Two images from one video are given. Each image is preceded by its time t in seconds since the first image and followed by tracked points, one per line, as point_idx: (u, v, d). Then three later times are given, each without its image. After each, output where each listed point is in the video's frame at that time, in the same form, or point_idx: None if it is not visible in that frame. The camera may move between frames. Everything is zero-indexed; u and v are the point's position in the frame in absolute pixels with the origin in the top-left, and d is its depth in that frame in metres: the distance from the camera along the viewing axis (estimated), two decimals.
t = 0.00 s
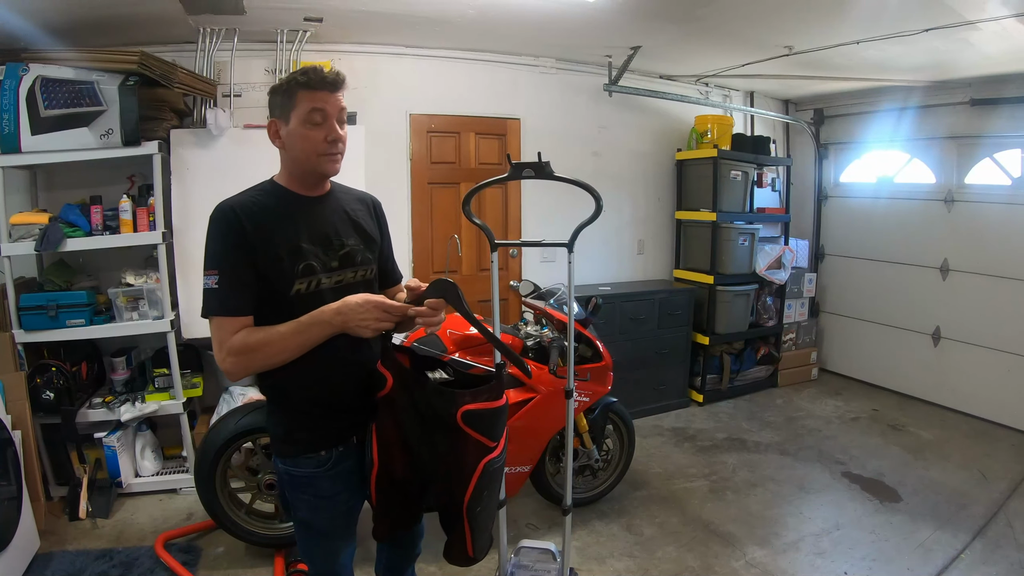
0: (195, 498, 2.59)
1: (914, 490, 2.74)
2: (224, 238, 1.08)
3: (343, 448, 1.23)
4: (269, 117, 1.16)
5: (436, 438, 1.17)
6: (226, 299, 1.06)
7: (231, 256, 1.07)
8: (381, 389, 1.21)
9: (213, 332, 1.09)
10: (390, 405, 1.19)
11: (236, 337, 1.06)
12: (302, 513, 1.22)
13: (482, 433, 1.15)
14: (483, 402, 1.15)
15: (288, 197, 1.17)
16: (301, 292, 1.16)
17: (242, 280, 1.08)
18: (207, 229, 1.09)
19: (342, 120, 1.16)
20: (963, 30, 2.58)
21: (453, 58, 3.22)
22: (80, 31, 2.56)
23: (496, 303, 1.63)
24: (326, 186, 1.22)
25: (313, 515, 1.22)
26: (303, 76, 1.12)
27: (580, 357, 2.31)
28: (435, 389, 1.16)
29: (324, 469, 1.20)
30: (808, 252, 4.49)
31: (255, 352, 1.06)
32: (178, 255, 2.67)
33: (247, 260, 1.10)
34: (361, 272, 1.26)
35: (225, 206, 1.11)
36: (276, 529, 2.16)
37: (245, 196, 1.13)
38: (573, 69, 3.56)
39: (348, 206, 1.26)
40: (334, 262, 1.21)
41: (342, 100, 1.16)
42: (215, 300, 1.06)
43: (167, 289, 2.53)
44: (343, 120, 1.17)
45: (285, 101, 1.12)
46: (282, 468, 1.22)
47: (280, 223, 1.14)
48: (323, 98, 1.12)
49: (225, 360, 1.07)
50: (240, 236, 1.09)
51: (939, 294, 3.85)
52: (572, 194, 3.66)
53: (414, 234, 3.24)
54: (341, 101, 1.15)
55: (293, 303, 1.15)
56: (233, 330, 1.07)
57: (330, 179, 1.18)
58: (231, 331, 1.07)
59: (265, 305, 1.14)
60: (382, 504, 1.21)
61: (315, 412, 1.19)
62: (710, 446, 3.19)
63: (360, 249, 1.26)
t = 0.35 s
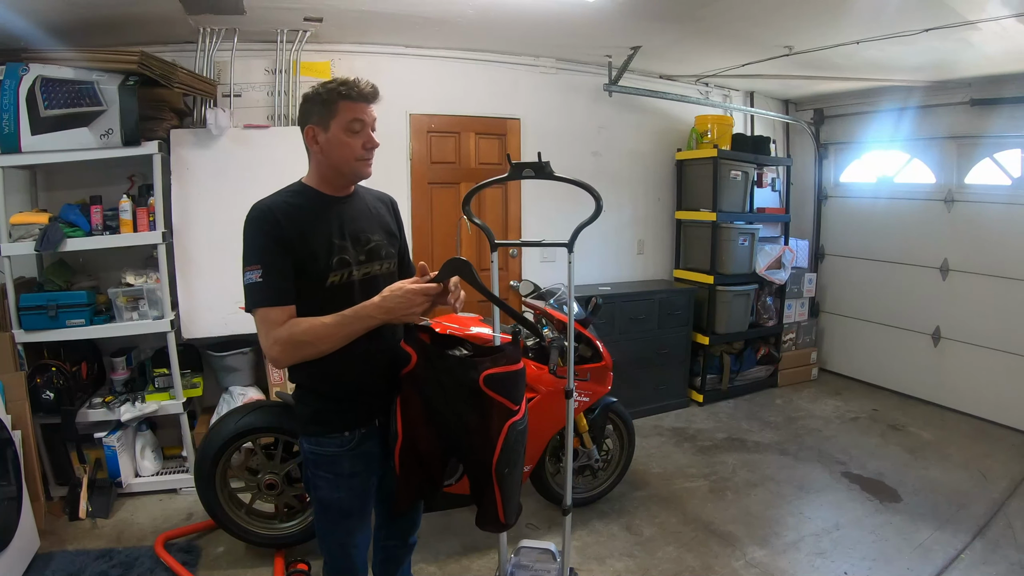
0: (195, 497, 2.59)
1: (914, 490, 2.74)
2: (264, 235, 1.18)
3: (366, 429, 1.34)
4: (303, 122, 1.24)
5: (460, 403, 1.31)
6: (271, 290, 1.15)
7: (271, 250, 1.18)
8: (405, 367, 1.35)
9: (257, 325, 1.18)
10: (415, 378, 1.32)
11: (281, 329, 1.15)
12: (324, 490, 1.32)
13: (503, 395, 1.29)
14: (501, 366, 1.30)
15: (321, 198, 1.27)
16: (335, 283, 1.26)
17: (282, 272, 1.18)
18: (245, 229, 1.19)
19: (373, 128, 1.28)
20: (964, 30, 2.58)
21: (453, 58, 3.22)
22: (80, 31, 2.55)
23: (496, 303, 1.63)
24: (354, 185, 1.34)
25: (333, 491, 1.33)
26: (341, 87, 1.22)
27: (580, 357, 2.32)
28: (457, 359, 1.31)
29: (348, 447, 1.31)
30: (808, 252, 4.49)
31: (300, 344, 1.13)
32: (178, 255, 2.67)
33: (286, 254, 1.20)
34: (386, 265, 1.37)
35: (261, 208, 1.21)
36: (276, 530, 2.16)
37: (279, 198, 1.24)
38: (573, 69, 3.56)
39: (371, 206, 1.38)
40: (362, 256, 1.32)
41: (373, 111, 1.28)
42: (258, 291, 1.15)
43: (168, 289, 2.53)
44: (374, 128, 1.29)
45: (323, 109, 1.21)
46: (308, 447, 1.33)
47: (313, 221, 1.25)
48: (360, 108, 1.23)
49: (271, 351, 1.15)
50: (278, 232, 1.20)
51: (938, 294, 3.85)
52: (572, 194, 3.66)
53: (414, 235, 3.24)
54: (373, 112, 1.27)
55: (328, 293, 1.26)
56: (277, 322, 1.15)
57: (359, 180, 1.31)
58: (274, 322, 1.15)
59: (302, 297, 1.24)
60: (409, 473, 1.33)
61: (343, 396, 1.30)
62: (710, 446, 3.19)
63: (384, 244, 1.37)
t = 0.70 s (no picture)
0: (195, 497, 2.59)
1: (915, 490, 2.74)
2: (290, 228, 1.21)
3: (383, 418, 1.36)
4: (317, 130, 1.27)
5: (477, 364, 1.37)
6: (299, 279, 1.18)
7: (296, 241, 1.20)
8: (421, 333, 1.39)
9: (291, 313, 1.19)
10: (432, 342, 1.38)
11: (316, 311, 1.16)
12: (343, 477, 1.34)
13: (519, 354, 1.37)
14: (516, 325, 1.37)
15: (340, 198, 1.29)
16: (355, 278, 1.28)
17: (310, 262, 1.20)
18: (271, 224, 1.22)
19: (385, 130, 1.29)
20: (964, 30, 2.58)
21: (453, 58, 3.22)
22: (79, 31, 2.55)
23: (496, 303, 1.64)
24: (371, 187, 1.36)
25: (352, 478, 1.34)
26: (351, 94, 1.23)
27: (580, 357, 2.32)
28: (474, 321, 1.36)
29: (366, 435, 1.33)
30: (808, 252, 4.49)
31: (337, 321, 1.14)
32: (178, 255, 2.67)
33: (312, 246, 1.22)
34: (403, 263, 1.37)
35: (286, 204, 1.24)
36: (277, 530, 2.15)
37: (302, 194, 1.27)
38: (573, 69, 3.57)
39: (389, 207, 1.39)
40: (380, 253, 1.32)
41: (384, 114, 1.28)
42: (286, 281, 1.18)
43: (167, 289, 2.53)
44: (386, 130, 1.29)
45: (334, 116, 1.23)
46: (326, 436, 1.34)
47: (335, 217, 1.27)
48: (371, 113, 1.24)
49: (307, 335, 1.16)
50: (303, 225, 1.22)
51: (939, 294, 3.85)
52: (572, 194, 3.66)
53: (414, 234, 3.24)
54: (383, 115, 1.27)
55: (348, 288, 1.27)
56: (311, 305, 1.17)
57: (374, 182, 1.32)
58: (308, 305, 1.17)
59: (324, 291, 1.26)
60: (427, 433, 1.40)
61: (362, 386, 1.32)
62: (710, 446, 3.19)
63: (402, 243, 1.38)
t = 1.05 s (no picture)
0: (195, 497, 2.59)
1: (915, 491, 2.74)
2: (310, 217, 1.22)
3: (388, 414, 1.36)
4: (325, 133, 1.29)
5: (496, 325, 1.39)
6: (320, 265, 1.18)
7: (312, 230, 1.21)
8: (434, 303, 1.40)
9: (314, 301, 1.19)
10: (447, 310, 1.40)
11: (339, 295, 1.16)
12: (354, 474, 1.34)
13: (541, 311, 1.38)
14: (535, 285, 1.39)
15: (349, 194, 1.30)
16: (366, 271, 1.28)
17: (330, 249, 1.21)
18: (289, 213, 1.23)
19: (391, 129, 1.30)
20: (964, 30, 2.58)
21: (454, 58, 3.22)
22: (79, 31, 2.55)
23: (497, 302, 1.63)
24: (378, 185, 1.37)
25: (363, 473, 1.35)
26: (355, 96, 1.24)
27: (580, 357, 2.32)
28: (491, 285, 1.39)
29: (375, 431, 1.34)
30: (808, 252, 4.49)
31: (362, 301, 1.15)
32: (178, 255, 2.68)
33: (329, 235, 1.23)
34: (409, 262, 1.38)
35: (300, 197, 1.26)
36: (278, 530, 2.16)
37: (316, 189, 1.28)
38: (573, 69, 3.57)
39: (396, 206, 1.41)
40: (388, 250, 1.33)
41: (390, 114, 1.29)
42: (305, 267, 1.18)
43: (167, 289, 2.53)
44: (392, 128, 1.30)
45: (339, 118, 1.25)
46: (334, 434, 1.35)
47: (349, 210, 1.28)
48: (376, 113, 1.25)
49: (332, 321, 1.17)
50: (321, 215, 1.24)
51: (938, 294, 3.85)
52: (572, 194, 3.66)
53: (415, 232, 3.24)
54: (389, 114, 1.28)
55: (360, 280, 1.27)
56: (333, 291, 1.17)
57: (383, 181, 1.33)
58: (330, 291, 1.17)
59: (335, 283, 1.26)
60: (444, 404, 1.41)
61: (367, 382, 1.32)
62: (710, 446, 3.19)
63: (408, 242, 1.39)
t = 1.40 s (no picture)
0: (196, 497, 2.59)
1: (915, 491, 2.74)
2: (317, 210, 1.22)
3: (384, 416, 1.35)
4: (320, 129, 1.28)
5: (515, 314, 1.45)
6: (332, 258, 1.16)
7: (320, 223, 1.20)
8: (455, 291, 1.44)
9: (329, 294, 1.17)
10: (469, 297, 1.44)
11: (360, 284, 1.15)
12: (350, 478, 1.34)
13: (559, 303, 1.45)
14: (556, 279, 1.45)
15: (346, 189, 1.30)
16: (369, 267, 1.28)
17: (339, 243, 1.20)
18: (294, 206, 1.23)
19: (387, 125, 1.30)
20: (964, 30, 2.58)
21: (454, 58, 3.22)
22: (79, 31, 2.55)
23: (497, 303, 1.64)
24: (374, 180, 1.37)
25: (360, 477, 1.35)
26: (351, 92, 1.24)
27: (580, 357, 2.31)
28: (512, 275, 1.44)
29: (370, 435, 1.34)
30: (808, 252, 4.49)
31: (386, 288, 1.15)
32: (178, 255, 2.68)
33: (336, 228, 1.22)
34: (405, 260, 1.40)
35: (303, 191, 1.25)
36: (279, 529, 2.16)
37: (316, 183, 1.28)
38: (573, 69, 3.57)
39: (393, 202, 1.41)
40: (387, 247, 1.34)
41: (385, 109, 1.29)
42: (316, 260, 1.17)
43: (168, 289, 2.53)
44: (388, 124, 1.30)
45: (335, 114, 1.24)
46: (330, 437, 1.34)
47: (352, 206, 1.28)
48: (372, 109, 1.25)
49: (354, 311, 1.15)
50: (327, 208, 1.23)
51: (938, 294, 3.86)
52: (572, 194, 3.66)
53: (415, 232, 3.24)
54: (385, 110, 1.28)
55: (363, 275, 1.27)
56: (352, 281, 1.16)
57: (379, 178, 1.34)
58: (349, 281, 1.15)
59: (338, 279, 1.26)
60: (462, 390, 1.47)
61: (365, 383, 1.32)
62: (710, 446, 3.19)
63: (405, 240, 1.41)
